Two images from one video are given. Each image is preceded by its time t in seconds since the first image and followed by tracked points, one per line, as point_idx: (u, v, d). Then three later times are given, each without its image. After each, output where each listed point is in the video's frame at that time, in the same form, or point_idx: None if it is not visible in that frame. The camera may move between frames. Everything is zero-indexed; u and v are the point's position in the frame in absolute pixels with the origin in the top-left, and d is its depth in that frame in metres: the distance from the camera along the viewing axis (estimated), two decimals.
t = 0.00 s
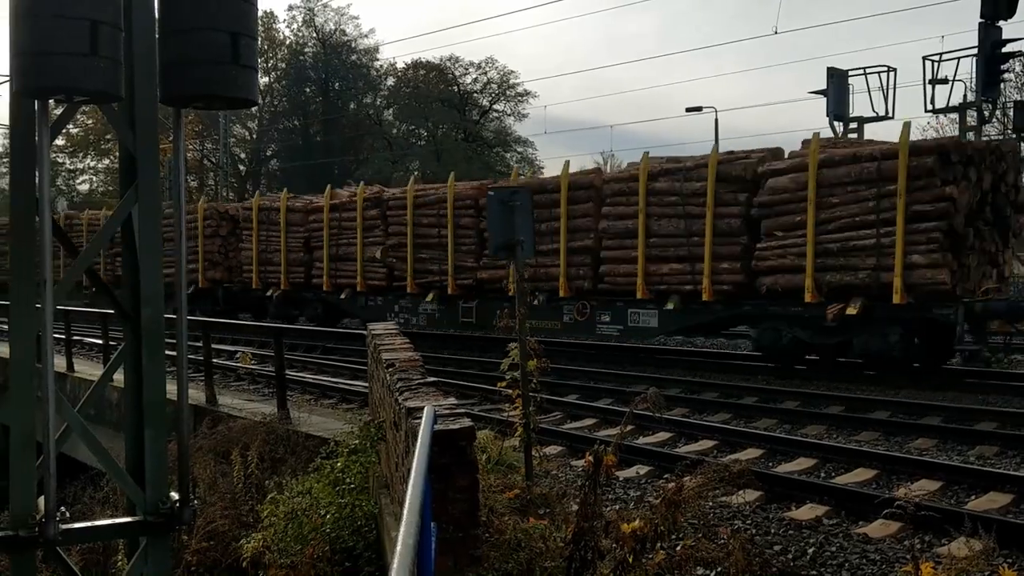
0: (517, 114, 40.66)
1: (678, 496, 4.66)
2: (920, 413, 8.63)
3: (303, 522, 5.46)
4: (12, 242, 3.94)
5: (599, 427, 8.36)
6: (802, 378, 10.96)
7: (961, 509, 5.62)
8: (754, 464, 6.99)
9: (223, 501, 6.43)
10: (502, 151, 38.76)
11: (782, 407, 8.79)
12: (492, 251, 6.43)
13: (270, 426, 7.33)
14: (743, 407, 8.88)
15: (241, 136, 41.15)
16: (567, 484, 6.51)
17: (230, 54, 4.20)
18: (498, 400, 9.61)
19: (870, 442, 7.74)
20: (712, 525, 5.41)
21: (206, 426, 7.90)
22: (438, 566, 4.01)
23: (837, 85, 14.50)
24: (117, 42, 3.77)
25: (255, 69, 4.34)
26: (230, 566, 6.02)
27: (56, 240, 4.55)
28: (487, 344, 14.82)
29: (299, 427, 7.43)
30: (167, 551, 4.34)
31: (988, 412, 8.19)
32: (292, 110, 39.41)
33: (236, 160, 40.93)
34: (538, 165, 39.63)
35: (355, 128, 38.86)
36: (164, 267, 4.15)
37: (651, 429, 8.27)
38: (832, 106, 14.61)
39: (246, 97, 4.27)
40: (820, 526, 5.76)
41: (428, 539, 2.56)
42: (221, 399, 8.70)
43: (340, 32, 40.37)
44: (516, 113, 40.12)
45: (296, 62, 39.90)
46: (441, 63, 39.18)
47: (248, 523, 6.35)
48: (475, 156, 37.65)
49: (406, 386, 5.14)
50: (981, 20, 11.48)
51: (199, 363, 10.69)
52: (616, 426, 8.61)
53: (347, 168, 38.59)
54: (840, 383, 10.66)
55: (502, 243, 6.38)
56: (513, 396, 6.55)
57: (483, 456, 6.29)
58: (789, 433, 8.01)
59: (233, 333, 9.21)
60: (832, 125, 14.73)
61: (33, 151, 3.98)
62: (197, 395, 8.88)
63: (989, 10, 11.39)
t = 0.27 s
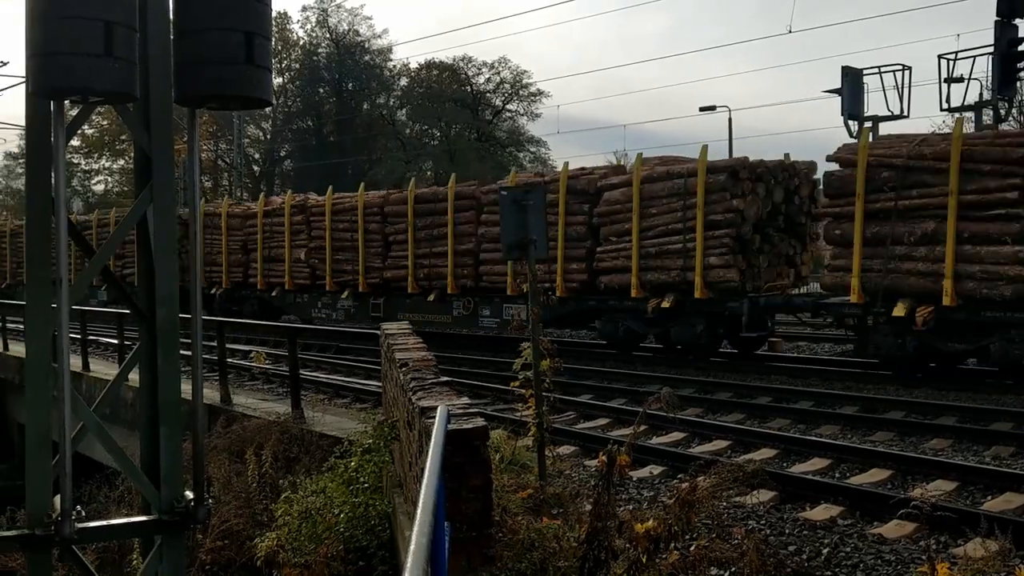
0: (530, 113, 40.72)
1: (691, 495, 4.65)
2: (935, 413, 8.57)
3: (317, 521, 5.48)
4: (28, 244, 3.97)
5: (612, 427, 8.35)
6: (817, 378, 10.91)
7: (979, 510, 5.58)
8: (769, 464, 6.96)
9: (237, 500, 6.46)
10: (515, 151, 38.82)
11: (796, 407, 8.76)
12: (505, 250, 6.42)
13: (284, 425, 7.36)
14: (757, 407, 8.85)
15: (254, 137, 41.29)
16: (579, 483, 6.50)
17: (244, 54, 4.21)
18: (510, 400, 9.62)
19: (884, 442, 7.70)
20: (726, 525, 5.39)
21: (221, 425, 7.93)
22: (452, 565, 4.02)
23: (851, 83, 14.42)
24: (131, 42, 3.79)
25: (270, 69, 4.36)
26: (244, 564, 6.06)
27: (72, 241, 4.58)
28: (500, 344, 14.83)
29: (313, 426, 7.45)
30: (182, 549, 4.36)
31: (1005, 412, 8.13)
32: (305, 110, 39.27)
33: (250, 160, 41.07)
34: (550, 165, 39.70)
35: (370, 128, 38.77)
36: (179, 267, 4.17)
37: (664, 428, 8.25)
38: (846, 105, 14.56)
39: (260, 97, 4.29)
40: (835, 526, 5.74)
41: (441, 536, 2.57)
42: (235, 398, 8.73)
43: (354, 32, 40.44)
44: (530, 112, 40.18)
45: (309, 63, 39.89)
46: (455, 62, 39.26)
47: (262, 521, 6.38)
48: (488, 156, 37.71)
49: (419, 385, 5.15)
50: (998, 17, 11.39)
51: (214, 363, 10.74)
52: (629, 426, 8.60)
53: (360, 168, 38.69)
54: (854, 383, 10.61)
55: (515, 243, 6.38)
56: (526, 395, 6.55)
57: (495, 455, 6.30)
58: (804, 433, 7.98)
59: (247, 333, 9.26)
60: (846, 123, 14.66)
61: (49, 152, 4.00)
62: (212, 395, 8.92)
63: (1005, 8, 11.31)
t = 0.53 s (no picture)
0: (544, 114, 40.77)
1: (706, 497, 4.65)
2: (952, 414, 8.52)
3: (332, 521, 5.50)
4: (46, 244, 4.00)
5: (627, 428, 8.33)
6: (833, 380, 10.85)
7: (997, 512, 5.54)
8: (785, 466, 6.93)
9: (253, 499, 6.49)
10: (529, 151, 38.85)
11: (812, 409, 8.72)
12: (519, 251, 6.42)
13: (300, 425, 7.38)
14: (773, 408, 8.81)
15: (269, 138, 41.45)
16: (594, 484, 6.50)
17: (260, 56, 4.24)
18: (525, 400, 9.62)
19: (901, 443, 7.66)
20: (742, 526, 5.38)
21: (237, 425, 7.97)
22: (467, 566, 4.03)
23: (867, 83, 14.35)
24: (149, 44, 3.81)
25: (285, 70, 4.39)
26: (260, 564, 6.09)
27: (89, 241, 4.61)
28: (514, 344, 14.83)
29: (328, 426, 7.48)
30: (198, 548, 4.38)
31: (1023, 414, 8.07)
32: (320, 111, 39.08)
33: (265, 161, 41.24)
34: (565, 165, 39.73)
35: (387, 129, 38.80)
36: (195, 267, 4.19)
37: (679, 429, 8.24)
38: (862, 104, 14.48)
39: (276, 98, 4.32)
40: (851, 528, 5.71)
41: (458, 534, 2.58)
42: (251, 398, 8.76)
43: (368, 33, 40.52)
44: (544, 113, 40.25)
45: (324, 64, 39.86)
46: (469, 63, 39.34)
47: (278, 521, 6.41)
48: (502, 157, 37.77)
49: (433, 386, 5.16)
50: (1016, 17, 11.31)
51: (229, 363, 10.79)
52: (643, 427, 8.58)
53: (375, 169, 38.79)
54: (870, 384, 10.56)
55: (529, 244, 6.37)
56: (541, 396, 6.55)
57: (510, 456, 6.30)
58: (820, 435, 7.95)
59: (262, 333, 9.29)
60: (862, 123, 14.59)
61: (67, 153, 4.03)
62: (227, 395, 8.96)
63: None
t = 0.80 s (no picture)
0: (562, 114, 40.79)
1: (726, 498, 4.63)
2: (973, 416, 8.44)
3: (351, 520, 5.52)
4: (69, 245, 4.03)
5: (644, 429, 8.31)
6: (852, 380, 10.78)
7: (1020, 514, 5.48)
8: (804, 467, 6.88)
9: (273, 498, 6.55)
10: (548, 152, 38.83)
11: (832, 410, 8.66)
12: (537, 251, 6.42)
13: (318, 425, 7.41)
14: (793, 409, 8.77)
15: (288, 139, 41.66)
16: (612, 485, 6.48)
17: (279, 57, 4.27)
18: (542, 401, 9.61)
19: (922, 445, 7.59)
20: (761, 528, 5.35)
21: (257, 424, 8.01)
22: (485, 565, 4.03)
23: (888, 82, 14.25)
24: (169, 45, 3.84)
25: (305, 72, 4.42)
26: (279, 562, 6.13)
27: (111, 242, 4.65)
28: (532, 345, 14.82)
29: (347, 426, 7.50)
30: (218, 547, 4.41)
31: None
32: (339, 112, 39.59)
33: (284, 162, 41.45)
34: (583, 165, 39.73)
35: (405, 128, 39.05)
36: (215, 267, 4.22)
37: (697, 430, 8.20)
38: (882, 103, 14.37)
39: (295, 99, 4.34)
40: (871, 530, 5.66)
41: (476, 534, 2.57)
42: (270, 398, 8.81)
43: (386, 34, 40.52)
44: (562, 113, 40.26)
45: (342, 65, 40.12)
46: (487, 64, 39.39)
47: (297, 520, 6.45)
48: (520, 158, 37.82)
49: (452, 386, 5.17)
50: None
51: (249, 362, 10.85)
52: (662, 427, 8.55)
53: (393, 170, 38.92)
54: (890, 385, 10.48)
55: (547, 244, 6.37)
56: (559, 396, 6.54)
57: (528, 456, 6.29)
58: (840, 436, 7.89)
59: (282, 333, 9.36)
60: (883, 123, 14.48)
61: (89, 155, 4.07)
62: (247, 395, 9.02)
63: None
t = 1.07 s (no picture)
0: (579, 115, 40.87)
1: (745, 500, 4.62)
2: (995, 418, 8.38)
3: (370, 520, 5.54)
4: (92, 247, 4.07)
5: (662, 430, 8.29)
6: (871, 382, 10.71)
7: None
8: (823, 470, 6.84)
9: (292, 498, 6.59)
10: (564, 153, 39.05)
11: (851, 412, 8.61)
12: (555, 252, 6.42)
13: (337, 426, 7.44)
14: (812, 411, 8.72)
15: (306, 141, 41.82)
16: (630, 487, 6.46)
17: (299, 60, 4.30)
18: (560, 403, 9.60)
19: (942, 447, 7.54)
20: (780, 530, 5.33)
21: (276, 425, 8.05)
22: (505, 566, 4.03)
23: (907, 82, 14.17)
24: (191, 49, 3.87)
25: (325, 75, 4.45)
26: (298, 563, 6.18)
27: (133, 244, 4.69)
28: (549, 346, 14.82)
29: (365, 427, 7.52)
30: (238, 546, 4.43)
31: None
32: (356, 114, 38.90)
33: (301, 164, 41.62)
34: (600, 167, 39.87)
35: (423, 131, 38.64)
36: (235, 268, 4.24)
37: (716, 432, 8.17)
38: (901, 103, 14.29)
39: (315, 102, 4.37)
40: (892, 533, 5.63)
41: (495, 535, 2.57)
42: (289, 399, 8.84)
43: (404, 37, 40.34)
44: (579, 114, 40.34)
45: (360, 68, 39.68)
46: (505, 66, 39.47)
47: (316, 520, 6.50)
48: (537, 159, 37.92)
49: (470, 387, 5.17)
50: None
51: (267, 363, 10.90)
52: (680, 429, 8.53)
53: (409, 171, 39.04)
54: (909, 388, 10.41)
55: (566, 245, 6.38)
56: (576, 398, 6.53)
57: (545, 457, 6.29)
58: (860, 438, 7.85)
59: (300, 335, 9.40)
60: (902, 123, 14.40)
61: (112, 157, 4.11)
62: (266, 396, 9.06)
63: None
